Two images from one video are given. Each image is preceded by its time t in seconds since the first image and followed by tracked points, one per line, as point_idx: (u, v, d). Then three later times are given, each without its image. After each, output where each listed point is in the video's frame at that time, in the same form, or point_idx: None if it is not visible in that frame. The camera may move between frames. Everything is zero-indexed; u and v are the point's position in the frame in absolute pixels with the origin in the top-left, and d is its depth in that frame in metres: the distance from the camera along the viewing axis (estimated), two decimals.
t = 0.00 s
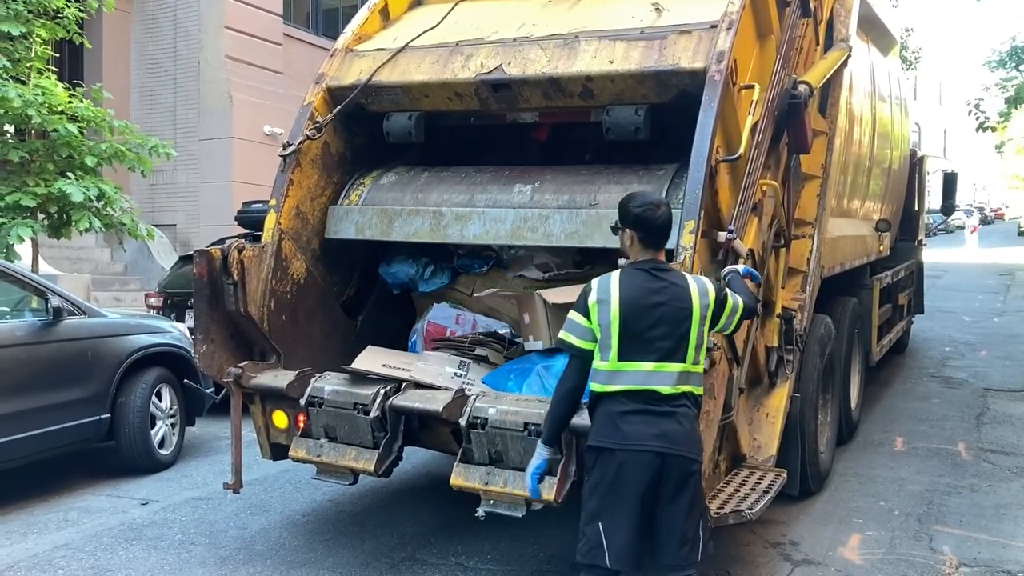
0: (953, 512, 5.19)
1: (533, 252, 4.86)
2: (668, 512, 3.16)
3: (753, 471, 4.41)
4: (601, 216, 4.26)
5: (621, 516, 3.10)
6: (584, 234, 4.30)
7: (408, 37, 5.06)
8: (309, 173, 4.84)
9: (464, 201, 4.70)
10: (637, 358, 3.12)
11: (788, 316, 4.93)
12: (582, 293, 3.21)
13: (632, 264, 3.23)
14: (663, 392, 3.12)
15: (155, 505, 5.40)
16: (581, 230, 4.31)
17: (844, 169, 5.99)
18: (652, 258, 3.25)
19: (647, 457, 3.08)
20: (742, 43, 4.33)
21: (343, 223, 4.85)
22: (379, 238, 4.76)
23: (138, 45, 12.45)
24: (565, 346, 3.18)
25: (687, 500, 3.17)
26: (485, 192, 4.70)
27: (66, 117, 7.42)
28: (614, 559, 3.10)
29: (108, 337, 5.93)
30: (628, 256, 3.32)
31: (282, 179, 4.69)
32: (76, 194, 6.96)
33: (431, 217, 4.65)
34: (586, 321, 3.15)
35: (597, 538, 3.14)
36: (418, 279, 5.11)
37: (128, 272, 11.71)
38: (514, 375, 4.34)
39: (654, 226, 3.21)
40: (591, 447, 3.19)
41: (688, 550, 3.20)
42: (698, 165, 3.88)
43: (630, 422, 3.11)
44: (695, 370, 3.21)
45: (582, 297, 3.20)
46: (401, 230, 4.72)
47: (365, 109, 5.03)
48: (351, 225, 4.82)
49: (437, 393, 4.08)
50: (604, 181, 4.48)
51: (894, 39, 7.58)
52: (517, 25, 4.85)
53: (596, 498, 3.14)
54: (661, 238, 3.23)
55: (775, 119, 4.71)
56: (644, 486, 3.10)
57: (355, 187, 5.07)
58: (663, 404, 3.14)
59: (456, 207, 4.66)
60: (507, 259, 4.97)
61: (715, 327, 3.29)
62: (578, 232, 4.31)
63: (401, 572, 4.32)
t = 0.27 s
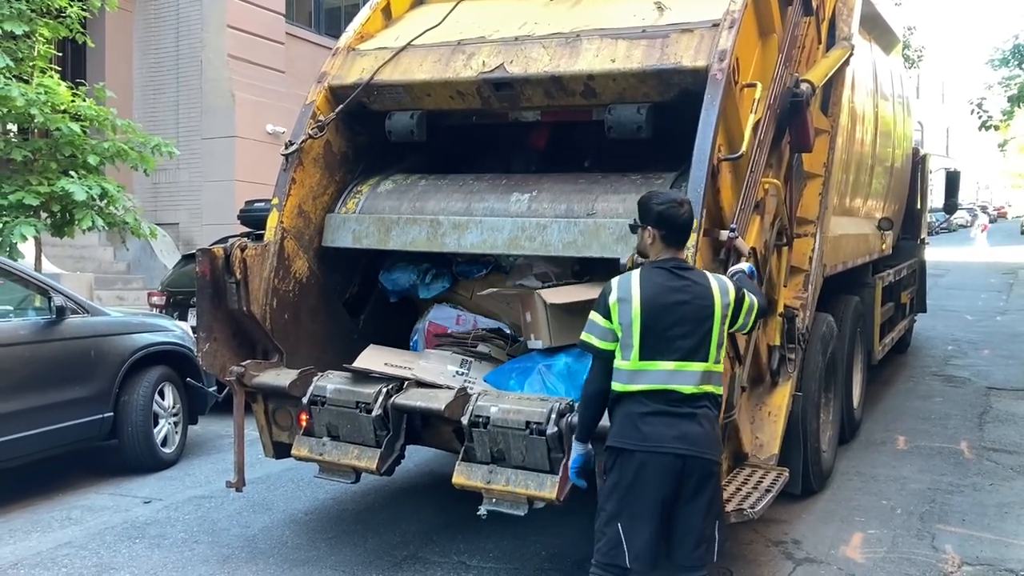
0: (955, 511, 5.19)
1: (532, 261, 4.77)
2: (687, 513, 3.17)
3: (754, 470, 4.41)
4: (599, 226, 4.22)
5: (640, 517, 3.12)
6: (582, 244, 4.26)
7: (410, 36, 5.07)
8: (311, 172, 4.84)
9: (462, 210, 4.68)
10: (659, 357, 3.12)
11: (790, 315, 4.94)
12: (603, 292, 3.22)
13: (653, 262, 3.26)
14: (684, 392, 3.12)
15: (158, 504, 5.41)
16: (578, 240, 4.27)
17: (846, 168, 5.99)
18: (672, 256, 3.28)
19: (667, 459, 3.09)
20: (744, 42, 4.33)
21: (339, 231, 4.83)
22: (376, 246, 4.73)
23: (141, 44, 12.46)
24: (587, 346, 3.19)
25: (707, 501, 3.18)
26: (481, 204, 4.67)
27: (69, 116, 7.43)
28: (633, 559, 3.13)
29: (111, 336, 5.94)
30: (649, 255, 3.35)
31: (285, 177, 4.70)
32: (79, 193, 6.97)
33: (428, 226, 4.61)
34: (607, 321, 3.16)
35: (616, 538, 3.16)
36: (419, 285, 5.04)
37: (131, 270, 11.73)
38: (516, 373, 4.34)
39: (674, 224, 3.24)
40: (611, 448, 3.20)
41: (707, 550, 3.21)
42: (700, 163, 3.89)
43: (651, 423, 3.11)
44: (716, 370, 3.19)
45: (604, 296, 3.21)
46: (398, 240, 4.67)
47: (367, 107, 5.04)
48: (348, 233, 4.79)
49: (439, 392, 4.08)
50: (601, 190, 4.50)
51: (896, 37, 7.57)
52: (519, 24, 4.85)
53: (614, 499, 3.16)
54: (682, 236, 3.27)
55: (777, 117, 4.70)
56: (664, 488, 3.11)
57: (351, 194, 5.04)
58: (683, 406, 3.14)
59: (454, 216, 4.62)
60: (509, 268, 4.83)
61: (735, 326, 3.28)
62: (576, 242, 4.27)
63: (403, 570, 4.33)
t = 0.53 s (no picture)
0: (958, 509, 5.19)
1: (529, 270, 4.60)
2: (695, 511, 3.18)
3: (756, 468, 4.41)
4: (597, 234, 4.17)
5: (649, 516, 3.12)
6: (580, 252, 4.21)
7: (413, 34, 5.06)
8: (313, 171, 4.84)
9: (458, 218, 4.66)
10: (672, 356, 3.13)
11: (793, 313, 4.95)
12: (616, 290, 3.22)
13: (667, 261, 3.26)
14: (697, 391, 3.13)
15: (161, 501, 5.42)
16: (576, 248, 4.22)
17: (849, 165, 5.98)
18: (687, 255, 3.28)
19: (678, 459, 3.09)
20: (746, 39, 4.33)
21: (334, 238, 4.78)
22: (373, 254, 4.69)
23: (144, 42, 12.46)
24: (600, 343, 3.18)
25: (715, 500, 3.18)
26: (478, 212, 4.64)
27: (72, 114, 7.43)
28: (641, 557, 3.13)
29: (113, 334, 5.95)
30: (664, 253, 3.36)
31: (287, 175, 4.70)
32: (82, 191, 6.97)
33: (424, 233, 4.58)
34: (621, 318, 3.16)
35: (624, 536, 3.16)
36: (418, 292, 4.94)
37: (133, 269, 11.74)
38: (516, 372, 4.33)
39: (689, 223, 3.25)
40: (621, 446, 3.20)
41: (714, 549, 3.22)
42: (702, 160, 3.89)
43: (662, 422, 3.12)
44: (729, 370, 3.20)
45: (617, 294, 3.20)
46: (395, 247, 4.64)
47: (370, 105, 5.04)
48: (344, 241, 4.75)
49: (442, 389, 4.08)
50: (599, 198, 4.43)
51: (899, 35, 7.56)
52: (521, 21, 4.85)
53: (624, 497, 3.16)
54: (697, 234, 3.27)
55: (779, 114, 4.69)
56: (674, 487, 3.11)
57: (348, 201, 5.00)
58: (695, 405, 3.14)
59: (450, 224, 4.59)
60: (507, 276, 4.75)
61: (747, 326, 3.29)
62: (574, 250, 4.23)
63: (405, 567, 4.33)
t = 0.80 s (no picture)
0: (960, 507, 5.19)
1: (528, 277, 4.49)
2: (698, 510, 3.18)
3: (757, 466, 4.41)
4: (594, 243, 4.13)
5: (654, 514, 3.12)
6: (577, 261, 4.17)
7: (414, 31, 5.06)
8: (315, 168, 4.84)
9: (455, 225, 4.67)
10: (679, 354, 3.13)
11: (794, 312, 4.97)
12: (624, 286, 3.21)
13: (676, 258, 3.26)
14: (704, 390, 3.13)
15: (163, 498, 5.43)
16: (573, 257, 4.18)
17: (851, 163, 5.98)
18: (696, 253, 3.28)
19: (683, 457, 3.09)
20: (748, 37, 4.32)
21: (330, 246, 4.75)
22: (369, 262, 4.65)
23: (146, 40, 12.47)
24: (607, 339, 3.16)
25: (719, 498, 3.19)
26: (475, 220, 4.64)
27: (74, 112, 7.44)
28: (644, 555, 3.13)
29: (116, 331, 5.96)
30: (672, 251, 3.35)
31: (288, 173, 4.70)
32: (84, 188, 6.97)
33: (421, 241, 4.52)
34: (629, 314, 3.14)
35: (628, 534, 3.16)
36: (412, 302, 4.90)
37: (136, 266, 11.75)
38: (518, 369, 4.34)
39: (699, 221, 3.25)
40: (625, 444, 3.20)
41: (716, 548, 3.22)
42: (704, 158, 3.89)
43: (668, 420, 3.12)
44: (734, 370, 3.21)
45: (626, 290, 3.19)
46: (391, 255, 4.59)
47: (371, 103, 5.04)
48: (340, 248, 4.72)
49: (443, 387, 4.09)
50: (597, 207, 4.41)
51: (902, 32, 7.55)
52: (523, 19, 4.84)
53: (629, 495, 3.16)
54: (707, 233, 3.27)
55: (781, 112, 4.69)
56: (678, 486, 3.11)
57: (345, 209, 4.97)
58: (700, 404, 3.15)
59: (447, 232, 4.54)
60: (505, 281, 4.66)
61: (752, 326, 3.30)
62: (570, 259, 4.19)
63: (407, 564, 4.34)
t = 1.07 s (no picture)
0: (962, 505, 5.18)
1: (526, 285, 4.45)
2: (700, 507, 3.18)
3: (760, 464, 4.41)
4: (593, 252, 4.13)
5: (656, 510, 3.12)
6: (576, 269, 4.16)
7: (417, 29, 5.06)
8: (318, 166, 4.84)
9: (452, 233, 4.62)
10: (682, 351, 3.12)
11: (797, 309, 4.97)
12: (628, 282, 3.21)
13: (680, 255, 3.26)
14: (707, 386, 3.13)
15: (166, 495, 5.44)
16: (572, 265, 4.17)
17: (854, 160, 5.97)
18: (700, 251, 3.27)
19: (686, 454, 3.09)
20: (751, 34, 4.32)
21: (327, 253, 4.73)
22: (366, 269, 4.62)
23: (148, 37, 12.47)
24: (610, 335, 3.17)
25: (721, 495, 3.19)
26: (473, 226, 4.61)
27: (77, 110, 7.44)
28: (646, 551, 3.13)
29: (119, 328, 5.96)
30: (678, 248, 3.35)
31: (291, 170, 4.70)
32: (87, 186, 6.98)
33: (418, 249, 4.51)
34: (632, 310, 3.15)
35: (630, 531, 3.16)
36: (407, 309, 4.83)
37: (139, 264, 11.77)
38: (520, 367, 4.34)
39: (704, 218, 3.24)
40: (628, 441, 3.20)
41: (718, 545, 3.22)
42: (707, 155, 3.89)
43: (670, 417, 3.12)
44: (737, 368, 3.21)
45: (630, 286, 3.20)
46: (388, 263, 4.56)
47: (374, 100, 5.04)
48: (337, 255, 4.69)
49: (446, 384, 4.09)
50: (595, 215, 4.41)
51: (905, 30, 7.54)
52: (526, 16, 4.84)
53: (631, 492, 3.15)
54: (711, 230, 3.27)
55: (785, 110, 4.68)
56: (680, 482, 3.11)
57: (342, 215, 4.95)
58: (703, 401, 3.14)
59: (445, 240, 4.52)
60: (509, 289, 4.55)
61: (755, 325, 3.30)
62: (569, 268, 4.17)
63: (409, 561, 4.34)
